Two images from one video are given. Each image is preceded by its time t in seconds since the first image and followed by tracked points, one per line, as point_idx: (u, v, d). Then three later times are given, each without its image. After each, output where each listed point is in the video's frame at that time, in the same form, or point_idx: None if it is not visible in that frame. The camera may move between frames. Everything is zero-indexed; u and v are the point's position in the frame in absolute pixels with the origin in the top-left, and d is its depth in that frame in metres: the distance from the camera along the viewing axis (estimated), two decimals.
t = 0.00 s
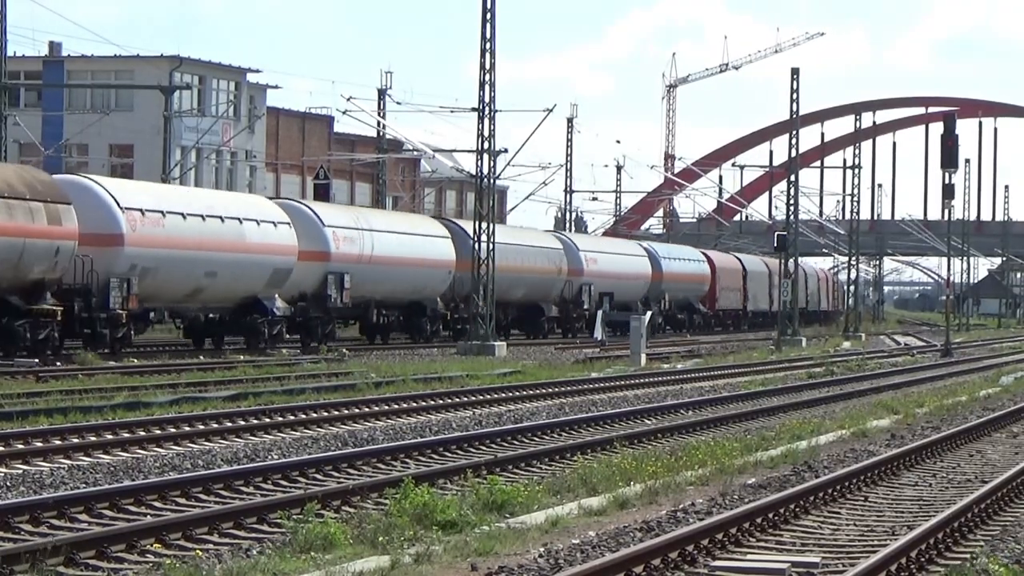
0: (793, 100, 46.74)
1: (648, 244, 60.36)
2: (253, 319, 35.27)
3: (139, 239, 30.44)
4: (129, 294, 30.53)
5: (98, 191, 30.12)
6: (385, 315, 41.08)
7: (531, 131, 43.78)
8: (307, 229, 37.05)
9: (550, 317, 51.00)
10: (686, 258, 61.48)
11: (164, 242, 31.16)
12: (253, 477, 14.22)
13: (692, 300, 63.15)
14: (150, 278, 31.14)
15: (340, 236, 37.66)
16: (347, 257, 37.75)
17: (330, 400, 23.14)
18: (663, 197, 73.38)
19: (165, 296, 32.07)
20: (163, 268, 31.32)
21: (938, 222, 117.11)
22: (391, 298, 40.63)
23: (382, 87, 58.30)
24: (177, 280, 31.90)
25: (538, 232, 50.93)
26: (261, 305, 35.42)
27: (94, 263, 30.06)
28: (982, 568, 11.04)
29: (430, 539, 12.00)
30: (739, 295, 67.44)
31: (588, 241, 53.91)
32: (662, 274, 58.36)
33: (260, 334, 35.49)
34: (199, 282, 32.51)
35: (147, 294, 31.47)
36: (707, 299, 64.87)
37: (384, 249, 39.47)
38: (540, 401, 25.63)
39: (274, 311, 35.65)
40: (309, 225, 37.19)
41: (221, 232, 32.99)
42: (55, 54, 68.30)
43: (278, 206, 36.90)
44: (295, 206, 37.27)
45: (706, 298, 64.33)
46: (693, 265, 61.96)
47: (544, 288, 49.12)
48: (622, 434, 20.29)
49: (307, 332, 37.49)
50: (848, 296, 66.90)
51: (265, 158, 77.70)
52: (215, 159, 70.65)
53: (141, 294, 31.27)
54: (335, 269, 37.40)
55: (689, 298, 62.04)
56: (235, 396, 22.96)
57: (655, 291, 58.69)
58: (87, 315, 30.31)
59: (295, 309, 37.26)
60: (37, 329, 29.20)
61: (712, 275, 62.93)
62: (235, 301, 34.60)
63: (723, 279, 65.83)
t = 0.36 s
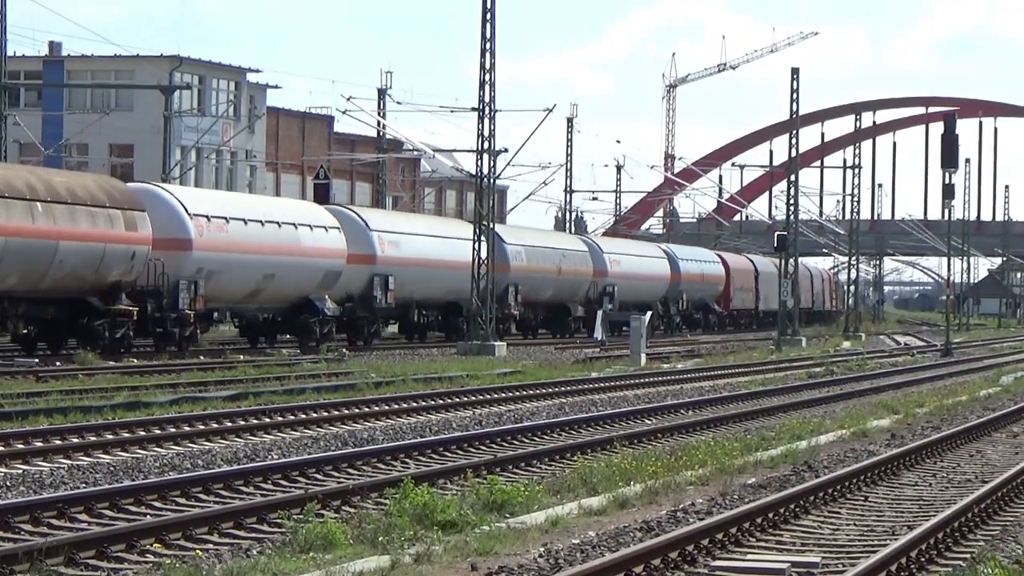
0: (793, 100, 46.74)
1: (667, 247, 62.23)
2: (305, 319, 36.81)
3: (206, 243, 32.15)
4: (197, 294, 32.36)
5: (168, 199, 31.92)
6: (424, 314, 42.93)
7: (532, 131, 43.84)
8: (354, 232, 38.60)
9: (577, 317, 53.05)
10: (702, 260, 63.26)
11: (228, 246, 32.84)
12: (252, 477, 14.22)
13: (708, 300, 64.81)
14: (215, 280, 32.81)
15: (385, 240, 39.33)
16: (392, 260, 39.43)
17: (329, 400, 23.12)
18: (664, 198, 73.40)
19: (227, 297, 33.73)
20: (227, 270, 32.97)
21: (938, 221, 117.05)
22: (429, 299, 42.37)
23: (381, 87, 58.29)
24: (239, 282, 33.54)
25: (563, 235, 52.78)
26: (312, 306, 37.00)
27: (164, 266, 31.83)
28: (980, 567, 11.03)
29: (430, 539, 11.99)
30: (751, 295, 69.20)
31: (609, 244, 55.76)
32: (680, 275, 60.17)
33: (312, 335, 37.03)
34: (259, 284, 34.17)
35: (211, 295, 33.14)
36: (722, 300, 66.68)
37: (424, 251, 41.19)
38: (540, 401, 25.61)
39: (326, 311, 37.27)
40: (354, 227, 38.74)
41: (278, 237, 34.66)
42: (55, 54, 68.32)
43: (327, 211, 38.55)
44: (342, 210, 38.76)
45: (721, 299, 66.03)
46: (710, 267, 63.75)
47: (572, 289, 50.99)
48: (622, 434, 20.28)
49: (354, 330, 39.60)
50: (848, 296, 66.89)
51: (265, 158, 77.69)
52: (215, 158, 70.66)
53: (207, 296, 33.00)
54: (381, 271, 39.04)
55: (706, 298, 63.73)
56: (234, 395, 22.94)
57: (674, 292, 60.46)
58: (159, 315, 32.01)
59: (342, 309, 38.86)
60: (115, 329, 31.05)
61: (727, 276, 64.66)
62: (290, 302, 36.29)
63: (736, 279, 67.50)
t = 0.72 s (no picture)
0: (793, 100, 46.73)
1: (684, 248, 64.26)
2: (351, 318, 39.86)
3: (264, 247, 34.75)
4: (256, 295, 34.83)
5: (230, 206, 34.50)
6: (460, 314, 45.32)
7: (532, 131, 43.87)
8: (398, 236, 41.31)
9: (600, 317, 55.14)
10: (716, 261, 65.21)
11: (283, 249, 35.48)
12: (252, 477, 14.21)
13: (722, 300, 66.63)
14: (271, 281, 35.45)
15: (424, 243, 42.03)
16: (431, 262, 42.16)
17: (328, 400, 23.08)
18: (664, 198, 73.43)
19: (280, 296, 36.43)
20: (282, 272, 35.61)
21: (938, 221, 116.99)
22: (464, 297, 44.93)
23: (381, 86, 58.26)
24: (291, 283, 36.27)
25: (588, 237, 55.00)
26: (359, 306, 39.95)
27: (229, 269, 34.25)
28: (981, 568, 11.02)
29: (430, 539, 11.98)
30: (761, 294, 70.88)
31: (631, 245, 57.83)
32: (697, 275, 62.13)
33: (356, 332, 40.15)
34: (311, 284, 37.09)
35: (268, 295, 35.85)
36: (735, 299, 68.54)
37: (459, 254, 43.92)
38: (540, 401, 25.58)
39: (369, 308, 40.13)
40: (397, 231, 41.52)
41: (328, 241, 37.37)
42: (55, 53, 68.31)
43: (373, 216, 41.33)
44: (385, 215, 41.64)
45: (734, 299, 67.98)
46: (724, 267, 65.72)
47: (597, 289, 53.19)
48: (622, 434, 20.27)
49: (395, 327, 42.20)
50: (848, 296, 66.88)
51: (265, 158, 77.66)
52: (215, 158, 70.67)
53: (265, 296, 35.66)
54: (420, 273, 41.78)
55: (720, 298, 65.60)
56: (234, 395, 22.92)
57: (690, 292, 62.47)
58: (223, 315, 34.43)
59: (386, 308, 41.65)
60: (183, 327, 33.51)
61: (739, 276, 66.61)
62: (335, 301, 39.06)
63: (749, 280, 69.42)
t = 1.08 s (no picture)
0: (793, 100, 46.77)
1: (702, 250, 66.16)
2: (395, 318, 41.24)
3: (317, 250, 36.74)
4: (310, 296, 36.75)
5: (284, 212, 36.50)
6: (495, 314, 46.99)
7: (532, 131, 43.85)
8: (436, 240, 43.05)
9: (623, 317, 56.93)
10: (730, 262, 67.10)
11: (334, 252, 37.37)
12: (252, 477, 14.22)
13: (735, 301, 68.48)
14: (323, 282, 37.35)
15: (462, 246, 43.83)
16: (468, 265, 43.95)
17: (329, 400, 23.10)
18: (664, 198, 73.42)
19: (330, 298, 38.32)
20: (332, 274, 37.47)
21: (938, 221, 117.06)
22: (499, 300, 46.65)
23: (381, 87, 58.26)
24: (340, 284, 38.09)
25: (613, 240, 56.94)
26: (401, 306, 41.39)
27: (284, 272, 36.07)
28: (980, 568, 11.05)
29: (430, 539, 11.99)
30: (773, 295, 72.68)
31: (652, 247, 59.54)
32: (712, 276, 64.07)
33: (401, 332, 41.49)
34: (358, 286, 38.90)
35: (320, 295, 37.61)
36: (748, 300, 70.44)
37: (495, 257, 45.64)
38: (540, 401, 25.61)
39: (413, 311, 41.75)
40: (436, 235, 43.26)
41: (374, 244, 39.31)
42: (56, 53, 68.35)
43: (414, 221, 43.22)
44: (423, 220, 43.51)
45: (746, 299, 69.89)
46: (737, 268, 67.56)
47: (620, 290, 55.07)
48: (622, 434, 20.30)
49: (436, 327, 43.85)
50: (848, 297, 66.94)
51: (265, 158, 77.69)
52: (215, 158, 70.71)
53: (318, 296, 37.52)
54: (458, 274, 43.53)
55: (734, 298, 67.47)
56: (235, 396, 22.95)
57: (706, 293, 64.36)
58: (280, 314, 36.12)
59: (426, 309, 43.29)
60: (244, 326, 35.03)
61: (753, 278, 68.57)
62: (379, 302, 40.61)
63: (761, 280, 71.30)
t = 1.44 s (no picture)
0: (793, 100, 46.75)
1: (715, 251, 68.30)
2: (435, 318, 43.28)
3: (365, 253, 38.76)
4: (357, 297, 38.85)
5: (334, 217, 38.69)
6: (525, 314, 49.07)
7: (533, 130, 43.87)
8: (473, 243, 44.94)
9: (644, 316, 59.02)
10: (741, 263, 69.31)
11: (378, 255, 39.40)
12: (252, 477, 14.21)
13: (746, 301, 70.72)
14: (371, 285, 39.52)
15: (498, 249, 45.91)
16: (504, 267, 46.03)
17: (328, 400, 23.07)
18: (664, 198, 73.38)
19: (375, 298, 40.36)
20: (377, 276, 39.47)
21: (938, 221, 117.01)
22: (530, 301, 48.77)
23: (381, 86, 58.22)
24: (384, 286, 40.05)
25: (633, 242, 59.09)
26: (440, 306, 43.39)
27: (334, 273, 38.12)
28: (981, 567, 11.03)
29: (430, 539, 11.99)
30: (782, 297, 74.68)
31: (670, 249, 61.61)
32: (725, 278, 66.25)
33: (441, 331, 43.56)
34: (400, 288, 40.87)
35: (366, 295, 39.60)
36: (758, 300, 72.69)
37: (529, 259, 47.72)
38: (539, 401, 25.58)
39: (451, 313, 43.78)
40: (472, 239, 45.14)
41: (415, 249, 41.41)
42: (56, 53, 68.36)
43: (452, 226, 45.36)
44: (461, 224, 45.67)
45: (757, 299, 72.05)
46: (747, 269, 69.87)
47: (642, 290, 57.22)
48: (622, 434, 20.28)
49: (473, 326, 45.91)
50: (848, 297, 66.92)
51: (265, 158, 77.67)
52: (215, 158, 70.75)
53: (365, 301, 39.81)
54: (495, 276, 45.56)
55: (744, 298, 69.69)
56: (234, 395, 22.93)
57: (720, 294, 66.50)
58: (331, 314, 38.33)
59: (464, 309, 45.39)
60: (298, 325, 37.41)
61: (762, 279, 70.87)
62: (418, 302, 42.62)
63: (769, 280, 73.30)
